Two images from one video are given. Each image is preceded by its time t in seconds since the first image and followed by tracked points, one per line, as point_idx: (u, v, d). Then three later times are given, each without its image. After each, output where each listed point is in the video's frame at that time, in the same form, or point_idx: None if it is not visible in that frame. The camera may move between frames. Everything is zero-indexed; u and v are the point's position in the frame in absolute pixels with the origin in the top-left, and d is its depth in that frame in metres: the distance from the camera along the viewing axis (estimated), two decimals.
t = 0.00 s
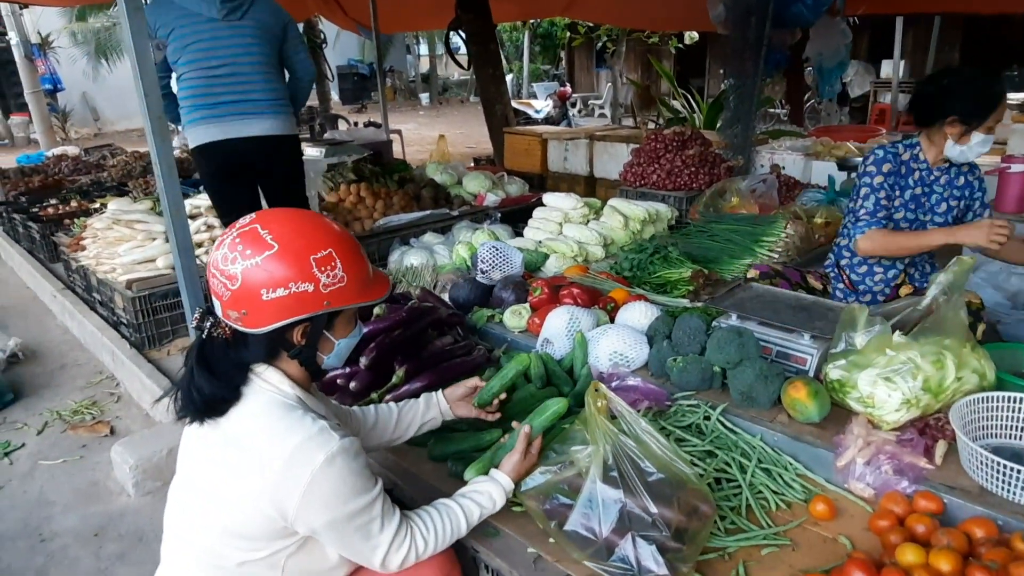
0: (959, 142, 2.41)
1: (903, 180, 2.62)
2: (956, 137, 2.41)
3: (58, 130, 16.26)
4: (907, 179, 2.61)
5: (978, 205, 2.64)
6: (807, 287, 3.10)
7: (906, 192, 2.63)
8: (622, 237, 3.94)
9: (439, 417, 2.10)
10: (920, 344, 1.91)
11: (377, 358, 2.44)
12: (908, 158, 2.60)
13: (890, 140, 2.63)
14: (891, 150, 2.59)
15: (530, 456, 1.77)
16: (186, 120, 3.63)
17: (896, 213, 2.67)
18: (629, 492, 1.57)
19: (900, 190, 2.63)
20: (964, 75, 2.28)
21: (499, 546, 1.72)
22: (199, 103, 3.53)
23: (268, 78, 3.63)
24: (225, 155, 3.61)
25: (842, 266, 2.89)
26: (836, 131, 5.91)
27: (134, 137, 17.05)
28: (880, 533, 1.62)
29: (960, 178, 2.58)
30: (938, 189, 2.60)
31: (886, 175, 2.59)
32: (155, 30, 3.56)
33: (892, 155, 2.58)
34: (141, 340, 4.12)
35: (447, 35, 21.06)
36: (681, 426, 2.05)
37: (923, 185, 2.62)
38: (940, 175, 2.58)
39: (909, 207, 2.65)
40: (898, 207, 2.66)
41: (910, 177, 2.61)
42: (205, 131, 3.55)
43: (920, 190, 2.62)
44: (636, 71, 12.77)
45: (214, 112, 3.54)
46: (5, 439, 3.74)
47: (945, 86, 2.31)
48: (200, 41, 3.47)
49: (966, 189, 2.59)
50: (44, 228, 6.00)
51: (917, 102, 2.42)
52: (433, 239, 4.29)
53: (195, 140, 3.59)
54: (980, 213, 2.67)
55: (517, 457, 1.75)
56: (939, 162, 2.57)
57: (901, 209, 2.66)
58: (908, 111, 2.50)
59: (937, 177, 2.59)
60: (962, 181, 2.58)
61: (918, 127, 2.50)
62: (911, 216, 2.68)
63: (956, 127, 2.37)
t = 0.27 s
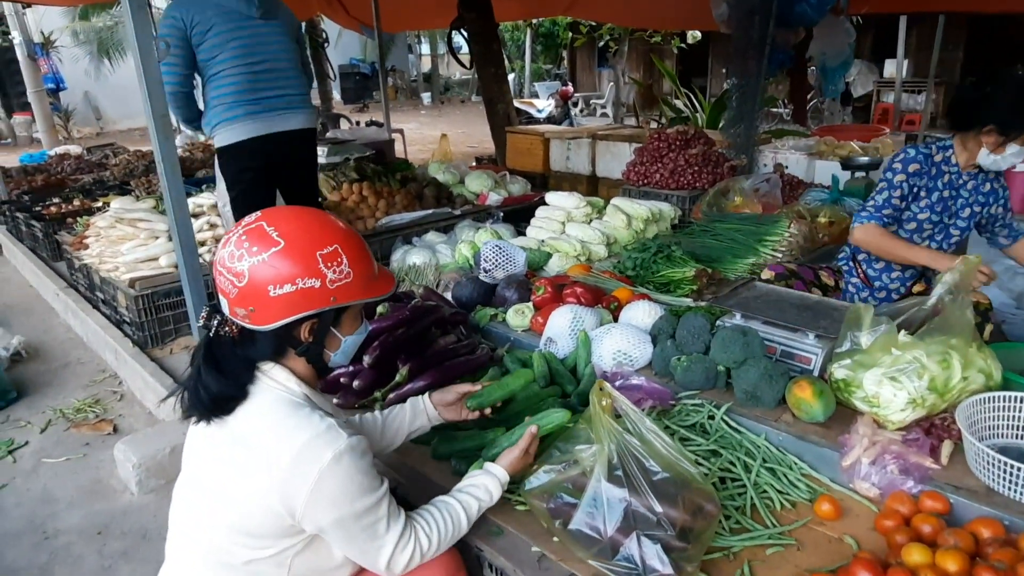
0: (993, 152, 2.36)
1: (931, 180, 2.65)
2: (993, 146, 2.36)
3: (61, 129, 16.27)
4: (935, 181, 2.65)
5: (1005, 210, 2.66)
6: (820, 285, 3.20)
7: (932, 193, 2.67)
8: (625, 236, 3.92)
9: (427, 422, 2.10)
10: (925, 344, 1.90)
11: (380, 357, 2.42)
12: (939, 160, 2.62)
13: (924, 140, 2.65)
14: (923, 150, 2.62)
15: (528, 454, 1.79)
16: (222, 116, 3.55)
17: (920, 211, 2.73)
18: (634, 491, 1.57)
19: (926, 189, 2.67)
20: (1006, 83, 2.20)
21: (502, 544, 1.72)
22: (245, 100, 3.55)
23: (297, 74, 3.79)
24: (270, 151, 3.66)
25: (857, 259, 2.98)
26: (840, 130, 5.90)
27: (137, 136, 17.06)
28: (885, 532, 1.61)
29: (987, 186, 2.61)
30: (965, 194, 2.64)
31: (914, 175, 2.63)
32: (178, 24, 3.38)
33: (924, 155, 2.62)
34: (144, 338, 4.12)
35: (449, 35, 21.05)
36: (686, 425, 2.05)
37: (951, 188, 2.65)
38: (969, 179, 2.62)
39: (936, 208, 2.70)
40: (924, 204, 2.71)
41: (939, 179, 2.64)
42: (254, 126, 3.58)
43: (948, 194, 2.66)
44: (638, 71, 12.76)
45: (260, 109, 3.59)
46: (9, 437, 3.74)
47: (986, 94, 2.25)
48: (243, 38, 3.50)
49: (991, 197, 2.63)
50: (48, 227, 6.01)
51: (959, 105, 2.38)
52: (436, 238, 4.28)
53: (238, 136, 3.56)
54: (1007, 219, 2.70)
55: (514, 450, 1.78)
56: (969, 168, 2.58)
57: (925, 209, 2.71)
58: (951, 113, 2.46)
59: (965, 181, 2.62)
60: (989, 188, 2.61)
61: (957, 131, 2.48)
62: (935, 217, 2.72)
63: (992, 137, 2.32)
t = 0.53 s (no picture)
0: (1008, 160, 2.36)
1: (941, 179, 2.65)
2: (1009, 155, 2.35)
3: (62, 128, 16.26)
4: (945, 181, 2.65)
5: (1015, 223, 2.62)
6: (823, 282, 3.22)
7: (942, 193, 2.67)
8: (627, 234, 3.91)
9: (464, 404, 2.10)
10: (928, 341, 1.90)
11: (380, 355, 2.45)
12: (953, 160, 2.61)
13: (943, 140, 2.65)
14: (938, 149, 2.62)
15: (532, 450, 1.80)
16: (278, 106, 3.65)
17: (926, 209, 2.73)
18: (636, 488, 1.56)
19: (936, 188, 2.67)
20: None
21: (504, 541, 1.71)
22: (300, 90, 3.70)
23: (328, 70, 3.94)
24: (319, 141, 3.81)
25: (862, 255, 2.98)
26: (842, 129, 5.89)
27: (138, 135, 17.05)
28: (888, 530, 1.60)
29: (998, 192, 2.58)
30: (973, 199, 2.63)
31: (923, 172, 2.64)
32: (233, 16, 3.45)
33: (938, 153, 2.61)
34: (145, 336, 4.12)
35: (449, 34, 21.05)
36: (688, 423, 2.04)
37: (961, 191, 2.64)
38: (980, 185, 2.60)
39: (943, 208, 2.70)
40: (931, 203, 2.71)
41: (950, 179, 2.64)
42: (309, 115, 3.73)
43: (957, 195, 2.65)
44: (640, 70, 12.75)
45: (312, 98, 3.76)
46: (10, 435, 3.74)
47: (1009, 100, 2.22)
48: (290, 32, 3.66)
49: (1001, 205, 2.59)
50: (49, 225, 6.01)
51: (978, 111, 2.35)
52: (437, 236, 4.28)
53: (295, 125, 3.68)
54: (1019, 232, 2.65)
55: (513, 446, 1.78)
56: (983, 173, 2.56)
57: (932, 208, 2.71)
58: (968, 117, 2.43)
59: (976, 185, 2.60)
60: (1000, 196, 2.58)
61: (972, 135, 2.45)
62: (942, 218, 2.71)
63: (1007, 145, 2.32)
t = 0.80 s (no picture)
0: (1011, 159, 2.39)
1: (946, 177, 2.67)
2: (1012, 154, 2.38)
3: (60, 126, 16.23)
4: (950, 179, 2.67)
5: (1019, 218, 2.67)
6: (823, 279, 3.20)
7: (946, 190, 2.69)
8: (625, 231, 3.90)
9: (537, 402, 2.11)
10: (928, 337, 1.89)
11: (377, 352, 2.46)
12: (957, 158, 2.64)
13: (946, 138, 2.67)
14: (942, 147, 2.64)
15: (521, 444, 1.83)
16: (306, 96, 3.99)
17: (931, 207, 2.74)
18: (634, 484, 1.55)
19: (940, 186, 2.70)
20: None
21: (501, 536, 1.70)
22: (323, 78, 4.01)
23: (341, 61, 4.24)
24: (346, 125, 4.09)
25: (865, 251, 2.98)
26: (842, 126, 5.87)
27: (137, 133, 17.03)
28: (887, 526, 1.59)
29: (1004, 189, 2.62)
30: (979, 196, 2.67)
31: (928, 170, 2.66)
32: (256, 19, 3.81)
33: (942, 151, 2.63)
34: (142, 333, 4.11)
35: (448, 32, 21.03)
36: (686, 419, 2.03)
37: (966, 189, 2.67)
38: (985, 183, 2.64)
39: (948, 207, 2.72)
40: (936, 202, 2.73)
41: (955, 176, 2.66)
42: (335, 100, 4.04)
43: (961, 194, 2.68)
44: (639, 68, 12.74)
45: (336, 86, 4.06)
46: (7, 431, 3.73)
47: (1013, 101, 2.24)
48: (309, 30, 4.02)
49: (1007, 201, 2.64)
50: (47, 222, 6.00)
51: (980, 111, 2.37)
52: (435, 233, 4.26)
53: (323, 111, 4.00)
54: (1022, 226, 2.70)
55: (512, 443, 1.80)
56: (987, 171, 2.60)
57: (937, 206, 2.73)
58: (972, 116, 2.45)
59: (981, 183, 2.64)
60: (1006, 192, 2.63)
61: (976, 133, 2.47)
62: (947, 216, 2.74)
63: (1012, 144, 2.34)
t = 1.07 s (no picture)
0: (1007, 157, 2.36)
1: (940, 173, 2.69)
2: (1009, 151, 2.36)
3: (58, 125, 16.20)
4: (945, 175, 2.68)
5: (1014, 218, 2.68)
6: (821, 277, 3.19)
7: (941, 187, 2.71)
8: (623, 230, 3.89)
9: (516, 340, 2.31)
10: (925, 334, 1.88)
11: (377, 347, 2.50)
12: (953, 155, 2.65)
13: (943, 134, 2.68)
14: (938, 143, 2.65)
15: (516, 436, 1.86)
16: (318, 89, 4.06)
17: (925, 203, 2.75)
18: (630, 480, 1.54)
19: (935, 182, 2.71)
20: None
21: (499, 533, 1.70)
22: (330, 71, 4.09)
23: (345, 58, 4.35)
24: (359, 112, 4.16)
25: (861, 247, 2.99)
26: (840, 125, 5.87)
27: (134, 133, 17.00)
28: (885, 523, 1.59)
29: (999, 189, 2.62)
30: (974, 194, 2.67)
31: (923, 166, 2.67)
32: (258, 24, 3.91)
33: (937, 148, 2.64)
34: (140, 331, 4.10)
35: (446, 31, 21.00)
36: (682, 416, 2.03)
37: (961, 186, 2.68)
38: (980, 181, 2.63)
39: (943, 203, 2.73)
40: (931, 199, 2.74)
41: (950, 173, 2.67)
42: (346, 89, 4.11)
43: (956, 191, 2.69)
44: (638, 67, 12.74)
45: (343, 76, 4.14)
46: (5, 429, 3.72)
47: (1009, 98, 2.23)
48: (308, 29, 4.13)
49: (1002, 201, 2.64)
50: (45, 221, 5.98)
51: (977, 107, 2.36)
52: (433, 232, 4.25)
53: (336, 101, 4.07)
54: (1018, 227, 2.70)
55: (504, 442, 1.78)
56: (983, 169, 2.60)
57: (932, 202, 2.73)
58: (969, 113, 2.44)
59: (977, 182, 2.64)
60: (1001, 192, 2.62)
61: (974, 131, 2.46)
62: (941, 212, 2.74)
63: (1008, 141, 2.32)
